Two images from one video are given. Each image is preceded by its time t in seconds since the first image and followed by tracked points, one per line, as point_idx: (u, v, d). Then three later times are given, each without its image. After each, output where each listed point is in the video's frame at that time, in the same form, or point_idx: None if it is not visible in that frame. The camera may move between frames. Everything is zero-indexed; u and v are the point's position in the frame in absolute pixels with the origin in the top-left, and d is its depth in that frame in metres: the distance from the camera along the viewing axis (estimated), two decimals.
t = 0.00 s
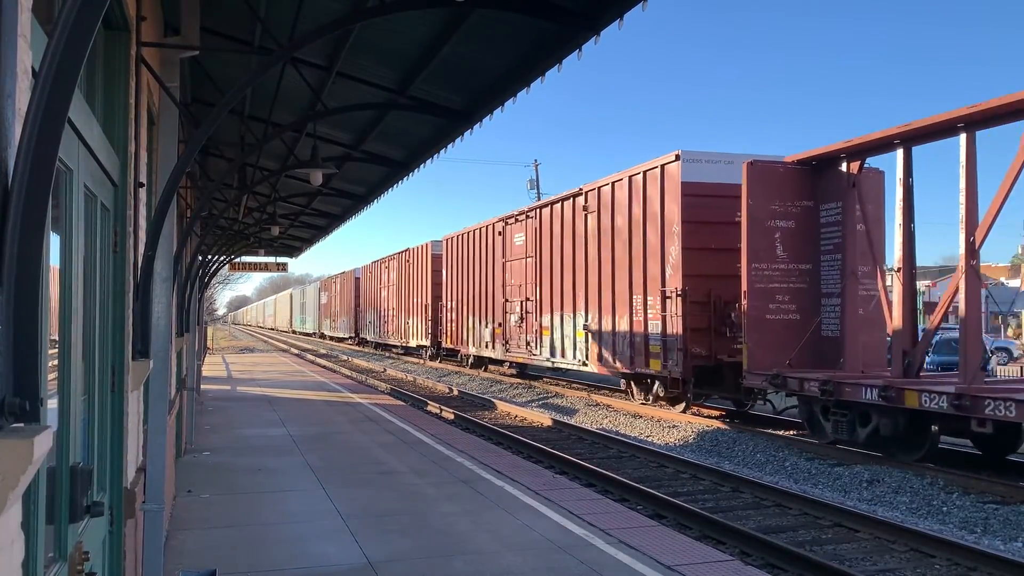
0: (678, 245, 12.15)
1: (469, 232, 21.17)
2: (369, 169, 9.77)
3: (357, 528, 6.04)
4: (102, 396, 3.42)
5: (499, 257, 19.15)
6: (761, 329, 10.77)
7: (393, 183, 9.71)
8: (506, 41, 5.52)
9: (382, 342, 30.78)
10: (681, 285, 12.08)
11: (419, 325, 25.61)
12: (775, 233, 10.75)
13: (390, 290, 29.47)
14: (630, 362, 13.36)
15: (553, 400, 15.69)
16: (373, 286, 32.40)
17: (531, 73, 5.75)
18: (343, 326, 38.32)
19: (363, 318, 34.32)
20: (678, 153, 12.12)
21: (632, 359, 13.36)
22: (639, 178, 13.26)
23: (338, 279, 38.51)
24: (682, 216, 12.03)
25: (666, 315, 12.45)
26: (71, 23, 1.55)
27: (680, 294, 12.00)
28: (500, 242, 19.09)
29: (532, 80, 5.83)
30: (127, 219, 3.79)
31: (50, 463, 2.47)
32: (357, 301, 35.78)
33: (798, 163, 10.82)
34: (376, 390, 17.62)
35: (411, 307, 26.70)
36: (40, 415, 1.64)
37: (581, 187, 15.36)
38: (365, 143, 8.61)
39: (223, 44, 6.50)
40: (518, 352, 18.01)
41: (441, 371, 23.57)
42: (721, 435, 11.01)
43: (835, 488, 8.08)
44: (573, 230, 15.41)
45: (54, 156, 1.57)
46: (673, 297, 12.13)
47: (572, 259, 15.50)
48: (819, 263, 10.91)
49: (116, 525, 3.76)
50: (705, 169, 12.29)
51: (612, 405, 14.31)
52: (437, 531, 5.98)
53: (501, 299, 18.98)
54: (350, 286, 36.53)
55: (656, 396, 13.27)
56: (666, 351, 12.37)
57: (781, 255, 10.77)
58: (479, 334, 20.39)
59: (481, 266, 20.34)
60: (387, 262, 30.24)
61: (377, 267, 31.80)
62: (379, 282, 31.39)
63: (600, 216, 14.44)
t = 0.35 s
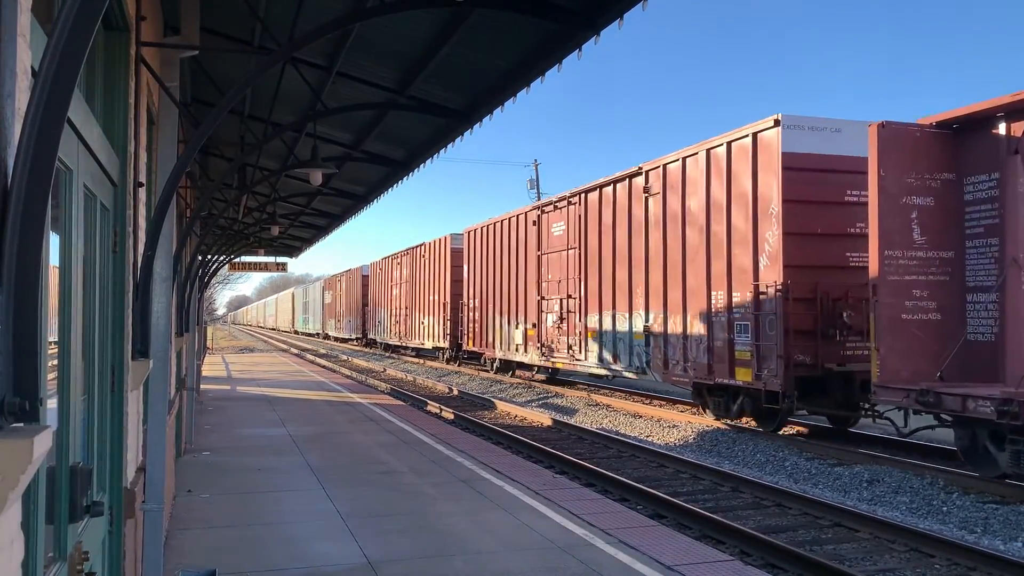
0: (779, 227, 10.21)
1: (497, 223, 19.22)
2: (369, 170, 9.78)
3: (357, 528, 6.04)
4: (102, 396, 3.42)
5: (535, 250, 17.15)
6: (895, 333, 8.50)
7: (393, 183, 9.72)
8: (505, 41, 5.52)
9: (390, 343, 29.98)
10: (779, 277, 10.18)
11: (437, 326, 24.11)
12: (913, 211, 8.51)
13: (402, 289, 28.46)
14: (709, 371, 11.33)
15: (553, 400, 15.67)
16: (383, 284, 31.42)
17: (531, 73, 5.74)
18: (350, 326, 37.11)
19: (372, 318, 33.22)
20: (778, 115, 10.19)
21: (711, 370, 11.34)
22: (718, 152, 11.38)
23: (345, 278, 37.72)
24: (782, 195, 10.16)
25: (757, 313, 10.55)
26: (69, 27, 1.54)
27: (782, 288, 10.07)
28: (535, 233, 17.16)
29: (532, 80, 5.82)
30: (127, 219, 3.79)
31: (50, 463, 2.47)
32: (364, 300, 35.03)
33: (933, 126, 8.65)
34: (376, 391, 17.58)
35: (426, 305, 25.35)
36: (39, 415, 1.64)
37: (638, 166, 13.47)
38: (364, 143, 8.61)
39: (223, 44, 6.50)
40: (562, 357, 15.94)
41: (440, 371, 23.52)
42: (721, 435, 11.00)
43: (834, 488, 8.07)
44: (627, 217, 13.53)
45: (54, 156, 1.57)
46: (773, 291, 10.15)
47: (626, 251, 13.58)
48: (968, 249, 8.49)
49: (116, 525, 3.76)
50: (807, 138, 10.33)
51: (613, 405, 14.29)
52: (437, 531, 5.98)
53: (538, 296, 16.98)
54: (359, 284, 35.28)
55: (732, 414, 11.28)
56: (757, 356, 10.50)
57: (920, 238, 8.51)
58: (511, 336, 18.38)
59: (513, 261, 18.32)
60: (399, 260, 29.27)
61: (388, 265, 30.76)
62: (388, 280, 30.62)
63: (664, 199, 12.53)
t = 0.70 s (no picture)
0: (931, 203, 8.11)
1: (540, 209, 16.89)
2: (369, 169, 9.79)
3: (357, 528, 6.03)
4: (102, 396, 3.42)
5: (587, 239, 14.73)
6: None
7: (392, 183, 9.73)
8: (506, 41, 5.52)
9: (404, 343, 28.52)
10: (925, 267, 8.14)
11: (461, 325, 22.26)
12: None
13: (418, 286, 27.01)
14: (821, 384, 9.27)
15: (552, 400, 15.66)
16: (396, 282, 30.12)
17: (531, 73, 5.74)
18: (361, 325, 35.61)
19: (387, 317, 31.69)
20: (928, 61, 8.16)
21: (825, 381, 9.24)
22: (831, 115, 9.43)
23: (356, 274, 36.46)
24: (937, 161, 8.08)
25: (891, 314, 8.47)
26: (66, 33, 1.54)
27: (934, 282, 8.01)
28: (582, 220, 14.93)
29: (532, 79, 5.82)
30: (126, 219, 3.78)
31: (50, 463, 2.47)
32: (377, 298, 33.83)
33: None
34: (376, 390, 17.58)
35: (447, 303, 23.64)
36: (40, 415, 1.64)
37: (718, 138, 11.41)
38: (364, 142, 8.61)
39: (223, 44, 6.51)
40: (613, 363, 13.70)
41: (440, 371, 23.51)
42: (721, 435, 11.00)
43: (834, 488, 8.07)
44: (700, 199, 11.49)
45: (53, 156, 1.56)
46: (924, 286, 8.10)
47: (702, 238, 11.47)
48: None
49: (116, 524, 3.75)
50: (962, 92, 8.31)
51: (613, 405, 14.28)
52: (437, 531, 5.97)
53: (585, 293, 14.80)
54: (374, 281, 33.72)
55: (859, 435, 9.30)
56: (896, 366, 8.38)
57: None
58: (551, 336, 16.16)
59: (554, 253, 16.06)
60: (415, 255, 27.82)
61: (404, 260, 29.38)
62: (401, 277, 29.40)
63: (756, 173, 10.43)
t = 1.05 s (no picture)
0: None
1: (593, 191, 14.85)
2: (369, 169, 9.79)
3: (357, 527, 6.03)
4: (102, 397, 3.42)
5: (651, 225, 12.73)
6: None
7: (392, 183, 9.75)
8: (506, 41, 5.51)
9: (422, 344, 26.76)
10: None
11: (492, 324, 20.26)
12: None
13: (437, 283, 25.21)
14: (1002, 403, 7.30)
15: (552, 400, 15.67)
16: (412, 278, 28.35)
17: (531, 73, 5.73)
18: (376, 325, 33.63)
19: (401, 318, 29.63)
20: None
21: (1008, 402, 7.26)
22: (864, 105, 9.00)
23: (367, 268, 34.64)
24: None
25: None
26: (66, 32, 1.54)
27: None
28: (641, 204, 12.99)
29: (532, 79, 5.82)
30: (126, 218, 3.78)
31: (50, 462, 2.49)
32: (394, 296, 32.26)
33: None
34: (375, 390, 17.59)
35: (473, 300, 21.75)
36: (39, 415, 1.63)
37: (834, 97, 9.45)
38: (364, 142, 8.61)
39: (223, 44, 6.50)
40: (685, 371, 11.74)
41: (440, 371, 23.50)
42: (721, 435, 11.00)
43: (834, 488, 8.07)
44: (812, 173, 9.62)
45: (54, 155, 1.56)
46: None
47: (812, 220, 9.59)
48: None
49: (116, 524, 3.75)
50: None
51: (613, 405, 14.26)
52: (437, 530, 5.97)
53: (650, 287, 12.75)
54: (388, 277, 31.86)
55: None
56: None
57: None
58: (602, 338, 14.13)
59: (610, 241, 14.03)
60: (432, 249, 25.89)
61: (419, 254, 27.59)
62: (417, 273, 27.67)
63: (893, 137, 8.53)
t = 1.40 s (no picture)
0: None
1: (657, 169, 12.92)
2: (369, 169, 9.78)
3: (357, 527, 6.04)
4: (102, 397, 3.42)
5: (738, 206, 10.81)
6: None
7: (391, 183, 9.74)
8: (505, 40, 5.51)
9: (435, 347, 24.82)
10: None
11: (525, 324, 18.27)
12: None
13: (457, 278, 23.31)
14: None
15: (551, 400, 15.69)
16: (428, 274, 26.27)
17: (531, 72, 5.72)
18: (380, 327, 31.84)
19: (416, 315, 27.28)
20: None
21: None
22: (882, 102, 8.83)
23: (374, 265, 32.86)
24: None
25: None
26: (67, 31, 1.54)
27: None
28: (723, 181, 11.12)
29: (532, 79, 5.81)
30: (125, 218, 3.78)
31: (49, 462, 2.49)
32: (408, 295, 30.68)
33: None
34: (375, 390, 17.62)
35: (501, 297, 19.88)
36: (39, 416, 1.63)
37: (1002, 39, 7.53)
38: (364, 142, 8.61)
39: (223, 44, 6.51)
40: (792, 386, 9.71)
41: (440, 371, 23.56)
42: (720, 435, 11.01)
43: (833, 488, 8.08)
44: (982, 133, 7.65)
45: (54, 154, 1.56)
46: None
47: (979, 194, 7.64)
48: None
49: (115, 525, 3.75)
50: None
51: (612, 405, 14.29)
52: (436, 530, 5.98)
53: (739, 282, 10.77)
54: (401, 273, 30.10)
55: None
56: None
57: None
58: (675, 342, 12.23)
59: (682, 227, 12.13)
60: (453, 241, 23.86)
61: (437, 248, 25.24)
62: (434, 268, 25.61)
63: None
